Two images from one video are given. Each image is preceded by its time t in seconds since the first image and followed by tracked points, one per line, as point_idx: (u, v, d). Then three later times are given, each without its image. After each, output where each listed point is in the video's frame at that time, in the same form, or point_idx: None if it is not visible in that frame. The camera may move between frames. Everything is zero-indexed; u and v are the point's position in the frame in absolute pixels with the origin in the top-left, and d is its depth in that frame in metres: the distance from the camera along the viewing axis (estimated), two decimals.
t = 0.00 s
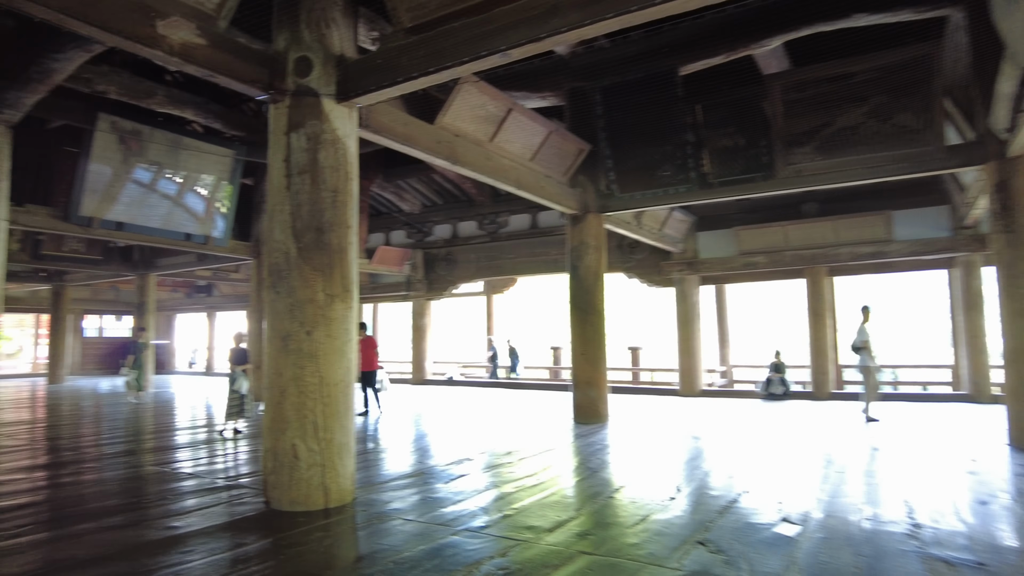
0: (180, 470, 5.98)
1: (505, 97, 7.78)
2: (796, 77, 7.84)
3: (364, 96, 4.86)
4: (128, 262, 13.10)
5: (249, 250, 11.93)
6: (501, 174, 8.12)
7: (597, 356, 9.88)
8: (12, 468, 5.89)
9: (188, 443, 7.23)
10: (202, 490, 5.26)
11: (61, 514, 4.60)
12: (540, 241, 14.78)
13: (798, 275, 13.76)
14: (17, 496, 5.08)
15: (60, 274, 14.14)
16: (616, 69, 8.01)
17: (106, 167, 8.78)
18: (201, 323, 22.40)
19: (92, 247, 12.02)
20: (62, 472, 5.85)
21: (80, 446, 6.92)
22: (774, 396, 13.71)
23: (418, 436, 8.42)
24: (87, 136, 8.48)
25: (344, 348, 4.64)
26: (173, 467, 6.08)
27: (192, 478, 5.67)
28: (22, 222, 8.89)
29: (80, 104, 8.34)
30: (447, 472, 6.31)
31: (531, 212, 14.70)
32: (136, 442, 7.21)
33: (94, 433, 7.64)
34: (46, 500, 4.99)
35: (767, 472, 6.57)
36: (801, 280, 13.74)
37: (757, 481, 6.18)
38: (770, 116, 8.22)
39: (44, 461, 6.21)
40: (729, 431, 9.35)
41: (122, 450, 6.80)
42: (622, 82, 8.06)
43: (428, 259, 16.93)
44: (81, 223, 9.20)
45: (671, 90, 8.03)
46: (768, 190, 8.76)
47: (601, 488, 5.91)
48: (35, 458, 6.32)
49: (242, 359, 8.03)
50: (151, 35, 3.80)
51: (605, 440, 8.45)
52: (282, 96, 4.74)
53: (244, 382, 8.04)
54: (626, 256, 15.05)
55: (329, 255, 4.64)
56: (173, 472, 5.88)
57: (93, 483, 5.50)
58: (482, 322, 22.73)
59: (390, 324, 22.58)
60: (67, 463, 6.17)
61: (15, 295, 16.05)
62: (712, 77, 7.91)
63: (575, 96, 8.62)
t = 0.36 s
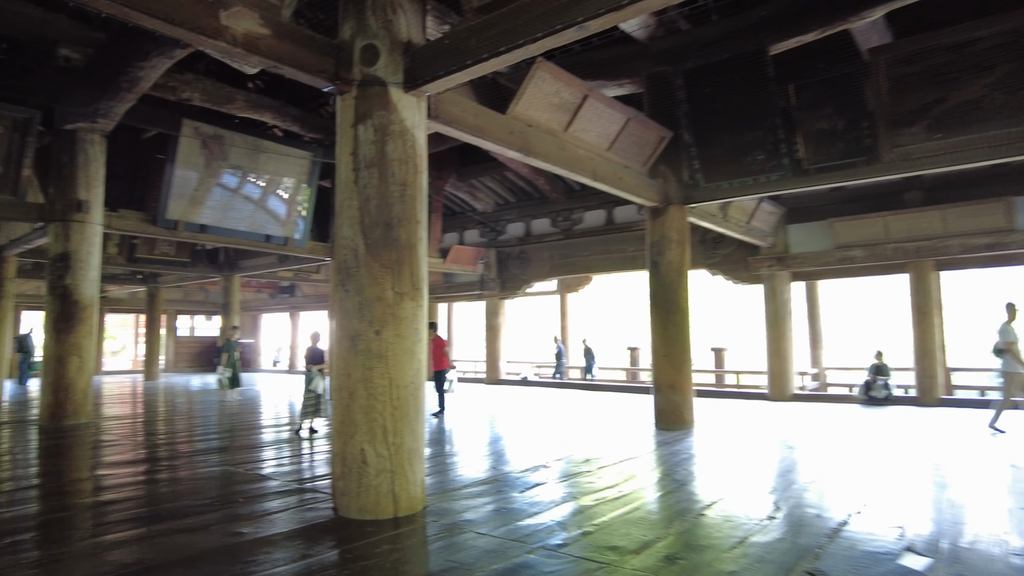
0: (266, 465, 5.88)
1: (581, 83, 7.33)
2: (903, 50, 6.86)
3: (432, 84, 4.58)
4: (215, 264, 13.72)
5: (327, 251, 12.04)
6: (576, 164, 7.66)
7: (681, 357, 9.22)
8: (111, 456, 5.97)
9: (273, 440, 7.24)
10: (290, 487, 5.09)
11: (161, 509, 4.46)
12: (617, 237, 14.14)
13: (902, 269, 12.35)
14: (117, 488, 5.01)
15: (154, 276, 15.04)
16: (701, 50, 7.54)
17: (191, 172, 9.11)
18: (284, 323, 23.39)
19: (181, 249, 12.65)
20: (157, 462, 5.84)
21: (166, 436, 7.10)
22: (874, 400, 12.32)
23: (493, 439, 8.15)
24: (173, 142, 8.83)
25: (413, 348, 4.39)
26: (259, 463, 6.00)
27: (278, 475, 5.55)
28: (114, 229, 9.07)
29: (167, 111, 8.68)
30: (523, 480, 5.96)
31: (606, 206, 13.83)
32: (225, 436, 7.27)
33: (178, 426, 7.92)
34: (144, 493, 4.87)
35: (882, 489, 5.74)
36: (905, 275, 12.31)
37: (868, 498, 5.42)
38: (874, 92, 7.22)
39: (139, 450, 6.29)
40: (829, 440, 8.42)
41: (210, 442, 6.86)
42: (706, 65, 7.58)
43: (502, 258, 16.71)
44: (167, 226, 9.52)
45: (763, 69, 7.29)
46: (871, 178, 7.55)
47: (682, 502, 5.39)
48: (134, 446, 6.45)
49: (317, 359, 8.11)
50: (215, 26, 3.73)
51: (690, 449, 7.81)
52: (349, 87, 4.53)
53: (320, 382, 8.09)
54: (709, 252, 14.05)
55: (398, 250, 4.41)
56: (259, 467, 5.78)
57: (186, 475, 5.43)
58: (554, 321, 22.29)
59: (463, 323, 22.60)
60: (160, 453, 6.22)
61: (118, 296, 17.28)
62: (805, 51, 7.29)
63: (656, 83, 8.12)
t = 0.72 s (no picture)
0: (326, 462, 5.71)
1: (643, 60, 6.82)
2: (1010, 8, 5.85)
3: (483, 57, 4.19)
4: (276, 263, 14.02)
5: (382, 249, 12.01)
6: (638, 147, 7.14)
7: (754, 355, 8.49)
8: (175, 445, 5.95)
9: (332, 438, 7.11)
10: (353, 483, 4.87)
11: (228, 492, 4.33)
12: (676, 229, 13.46)
13: (999, 258, 11.06)
14: (187, 470, 4.94)
15: (218, 275, 15.53)
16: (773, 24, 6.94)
17: (248, 170, 9.19)
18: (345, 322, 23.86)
19: (242, 248, 12.95)
20: (221, 452, 5.76)
21: (224, 429, 7.12)
22: (967, 402, 11.07)
23: (551, 441, 7.74)
24: (229, 140, 8.93)
25: (465, 344, 4.04)
26: (320, 460, 5.82)
27: (339, 471, 5.35)
28: (175, 228, 9.20)
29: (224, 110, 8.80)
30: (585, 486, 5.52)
31: (668, 198, 13.14)
32: (286, 433, 7.21)
33: (236, 421, 7.99)
34: (209, 476, 4.77)
35: (1001, 504, 4.94)
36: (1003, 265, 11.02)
37: (981, 514, 4.67)
38: (973, 64, 6.30)
39: (201, 440, 6.27)
40: (922, 445, 7.52)
41: (269, 438, 6.82)
42: (778, 39, 6.98)
43: (559, 253, 16.32)
44: (225, 224, 9.60)
45: (842, 40, 6.68)
46: (966, 157, 6.68)
47: (758, 514, 4.83)
48: (196, 437, 6.45)
49: (371, 355, 8.01)
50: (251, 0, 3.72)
51: (765, 455, 7.13)
52: (395, 64, 4.23)
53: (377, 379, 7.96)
54: (780, 244, 12.89)
55: (448, 238, 4.06)
56: (319, 464, 5.60)
57: (251, 464, 5.32)
58: (612, 319, 21.66)
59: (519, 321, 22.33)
60: (222, 445, 6.17)
61: (186, 295, 17.98)
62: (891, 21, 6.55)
63: (722, 61, 7.56)
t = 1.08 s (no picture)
0: (416, 465, 5.53)
1: (755, 32, 6.14)
2: None
3: (583, 33, 3.85)
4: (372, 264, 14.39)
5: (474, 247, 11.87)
6: (750, 130, 6.41)
7: (881, 355, 7.49)
8: (274, 443, 6.05)
9: (428, 440, 6.97)
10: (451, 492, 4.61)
11: (328, 496, 4.21)
12: (784, 222, 12.44)
13: None
14: (287, 471, 4.91)
15: (318, 276, 16.21)
16: None
17: (343, 172, 9.34)
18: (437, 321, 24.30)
19: (340, 249, 13.37)
20: (318, 453, 5.75)
21: (317, 429, 7.16)
22: None
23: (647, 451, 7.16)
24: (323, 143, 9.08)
25: (566, 346, 3.65)
26: (416, 463, 5.66)
27: (433, 477, 5.13)
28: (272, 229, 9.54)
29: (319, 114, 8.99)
30: (695, 505, 4.97)
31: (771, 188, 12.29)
32: (383, 433, 7.16)
33: (332, 419, 8.11)
34: (310, 478, 4.71)
35: None
36: None
37: None
38: None
39: (298, 441, 6.32)
40: None
41: (364, 439, 6.76)
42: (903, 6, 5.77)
43: (654, 250, 15.53)
44: (319, 225, 9.73)
45: None
46: None
47: (901, 544, 4.02)
48: (289, 435, 6.57)
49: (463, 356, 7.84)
50: None
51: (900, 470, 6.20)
52: (490, 49, 3.87)
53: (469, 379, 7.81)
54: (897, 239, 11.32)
55: (546, 232, 3.66)
56: (410, 468, 5.42)
57: (348, 467, 5.23)
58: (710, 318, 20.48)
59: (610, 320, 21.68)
60: (315, 445, 6.16)
61: (289, 296, 18.91)
62: None
63: (836, 35, 6.35)
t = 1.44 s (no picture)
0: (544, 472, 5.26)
1: None
2: None
3: None
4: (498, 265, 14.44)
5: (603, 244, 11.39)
6: (928, 100, 5.33)
7: None
8: (408, 443, 6.10)
9: (557, 445, 6.68)
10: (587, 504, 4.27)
11: (460, 504, 4.05)
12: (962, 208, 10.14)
13: None
14: (421, 475, 4.85)
15: (447, 277, 16.63)
16: None
17: (473, 173, 9.38)
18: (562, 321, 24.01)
19: (468, 250, 13.56)
20: (449, 455, 5.70)
21: (446, 428, 7.15)
22: None
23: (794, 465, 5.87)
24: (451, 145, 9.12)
25: (723, 351, 3.12)
26: (545, 471, 5.35)
27: (561, 486, 4.79)
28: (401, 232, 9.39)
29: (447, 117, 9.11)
30: (860, 540, 3.76)
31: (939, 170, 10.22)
32: (512, 437, 6.95)
33: (459, 419, 8.13)
34: (443, 484, 4.61)
35: None
36: None
37: None
38: None
39: (429, 441, 6.33)
40: None
41: (492, 441, 6.62)
42: None
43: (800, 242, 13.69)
44: (449, 228, 9.87)
45: None
46: None
47: None
48: (418, 434, 6.66)
49: (592, 359, 7.45)
50: None
51: None
52: (628, 20, 3.43)
53: (599, 383, 7.36)
54: None
55: (700, 220, 3.14)
56: (541, 475, 5.16)
57: (480, 472, 5.08)
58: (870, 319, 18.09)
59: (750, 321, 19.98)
60: (443, 446, 6.13)
61: (420, 296, 19.71)
62: None
63: None
